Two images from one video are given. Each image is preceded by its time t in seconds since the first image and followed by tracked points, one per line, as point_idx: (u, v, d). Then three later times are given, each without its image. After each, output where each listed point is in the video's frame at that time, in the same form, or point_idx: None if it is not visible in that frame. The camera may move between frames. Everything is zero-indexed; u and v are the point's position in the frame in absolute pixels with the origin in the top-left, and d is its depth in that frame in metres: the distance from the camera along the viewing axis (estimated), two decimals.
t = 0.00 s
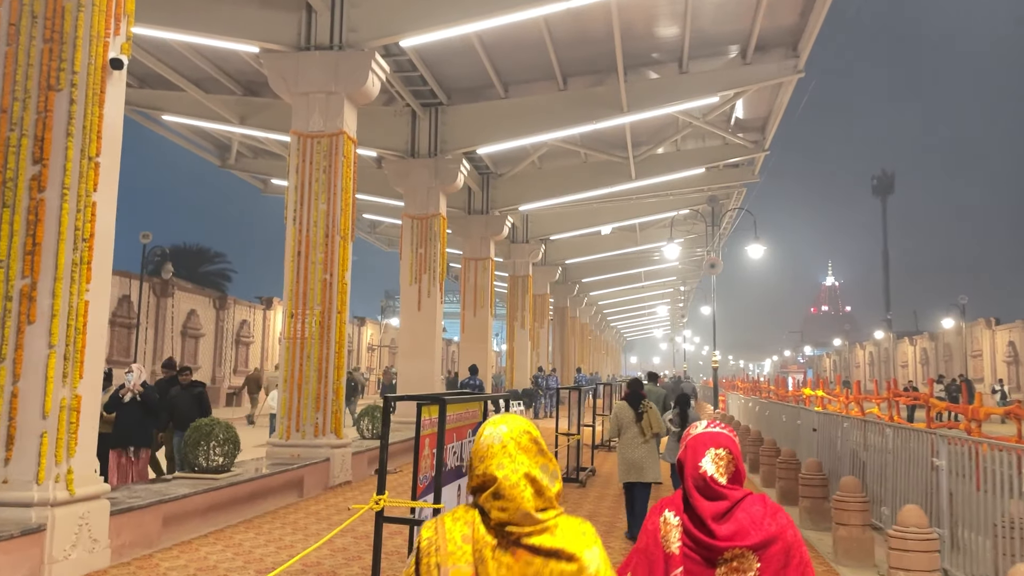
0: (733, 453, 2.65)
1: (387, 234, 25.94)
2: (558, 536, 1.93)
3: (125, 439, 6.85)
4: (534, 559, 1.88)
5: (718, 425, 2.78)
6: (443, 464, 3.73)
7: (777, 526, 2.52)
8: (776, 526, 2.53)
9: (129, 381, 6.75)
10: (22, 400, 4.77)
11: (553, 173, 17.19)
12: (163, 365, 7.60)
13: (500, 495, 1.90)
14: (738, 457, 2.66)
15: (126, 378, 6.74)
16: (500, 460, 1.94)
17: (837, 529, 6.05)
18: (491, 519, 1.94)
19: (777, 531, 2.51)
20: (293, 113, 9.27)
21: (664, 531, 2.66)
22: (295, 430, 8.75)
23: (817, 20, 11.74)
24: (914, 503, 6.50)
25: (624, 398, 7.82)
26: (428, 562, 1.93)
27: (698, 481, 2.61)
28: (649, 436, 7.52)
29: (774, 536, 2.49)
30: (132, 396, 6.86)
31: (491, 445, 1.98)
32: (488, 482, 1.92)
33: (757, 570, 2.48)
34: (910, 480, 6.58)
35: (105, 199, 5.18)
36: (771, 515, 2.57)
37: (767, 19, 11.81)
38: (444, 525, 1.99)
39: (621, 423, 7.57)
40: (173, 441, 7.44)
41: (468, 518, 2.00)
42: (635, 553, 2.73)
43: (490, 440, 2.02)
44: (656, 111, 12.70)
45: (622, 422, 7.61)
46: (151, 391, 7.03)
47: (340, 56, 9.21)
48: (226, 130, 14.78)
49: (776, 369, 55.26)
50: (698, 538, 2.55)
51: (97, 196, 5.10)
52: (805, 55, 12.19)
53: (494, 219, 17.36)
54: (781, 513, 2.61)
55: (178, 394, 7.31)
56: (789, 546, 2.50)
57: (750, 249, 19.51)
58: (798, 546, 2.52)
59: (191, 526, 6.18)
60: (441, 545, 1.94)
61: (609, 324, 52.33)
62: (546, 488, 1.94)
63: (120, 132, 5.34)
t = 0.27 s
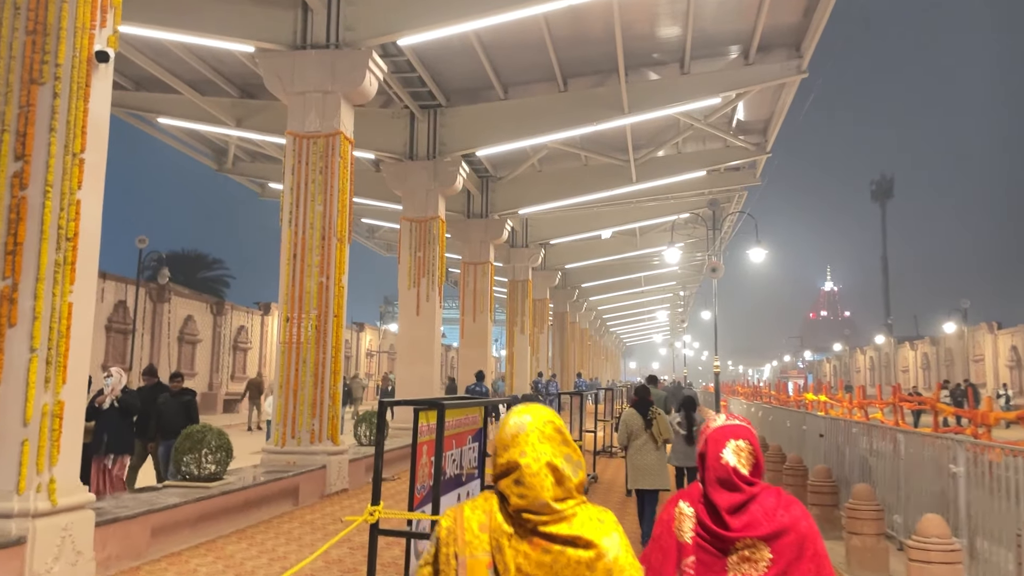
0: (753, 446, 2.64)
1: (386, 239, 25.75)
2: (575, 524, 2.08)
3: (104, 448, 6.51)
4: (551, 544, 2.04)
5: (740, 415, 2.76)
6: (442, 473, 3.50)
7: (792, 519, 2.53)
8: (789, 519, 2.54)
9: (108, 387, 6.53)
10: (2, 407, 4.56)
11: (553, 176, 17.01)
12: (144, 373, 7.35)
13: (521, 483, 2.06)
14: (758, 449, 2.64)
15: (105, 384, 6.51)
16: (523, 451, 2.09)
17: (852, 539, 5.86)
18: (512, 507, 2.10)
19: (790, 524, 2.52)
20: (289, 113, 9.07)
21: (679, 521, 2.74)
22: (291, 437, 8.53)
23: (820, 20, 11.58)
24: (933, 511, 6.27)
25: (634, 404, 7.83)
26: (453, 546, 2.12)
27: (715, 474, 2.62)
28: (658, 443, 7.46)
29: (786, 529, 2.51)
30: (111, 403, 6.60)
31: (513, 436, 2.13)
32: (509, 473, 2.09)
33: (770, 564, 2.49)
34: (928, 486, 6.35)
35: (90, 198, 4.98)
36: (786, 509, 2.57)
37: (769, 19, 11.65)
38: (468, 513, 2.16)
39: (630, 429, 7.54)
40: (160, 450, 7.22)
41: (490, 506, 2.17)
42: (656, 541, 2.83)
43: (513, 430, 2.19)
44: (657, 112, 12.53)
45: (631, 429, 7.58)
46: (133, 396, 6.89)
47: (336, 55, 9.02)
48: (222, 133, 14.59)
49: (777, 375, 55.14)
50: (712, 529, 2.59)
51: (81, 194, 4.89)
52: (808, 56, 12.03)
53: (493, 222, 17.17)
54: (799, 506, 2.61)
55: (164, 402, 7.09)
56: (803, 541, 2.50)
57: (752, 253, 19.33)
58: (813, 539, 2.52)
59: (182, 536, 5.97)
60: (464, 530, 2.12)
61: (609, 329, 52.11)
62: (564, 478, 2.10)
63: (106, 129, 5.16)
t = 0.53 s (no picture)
0: (778, 473, 2.80)
1: (380, 247, 25.54)
2: (604, 567, 2.16)
3: (69, 467, 6.28)
4: None
5: (764, 447, 2.93)
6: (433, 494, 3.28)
7: (815, 545, 2.63)
8: (813, 545, 2.65)
9: (81, 401, 6.60)
10: None
11: (549, 183, 16.84)
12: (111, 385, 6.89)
13: (555, 526, 2.17)
14: (783, 477, 2.80)
15: (78, 398, 6.59)
16: (558, 495, 2.19)
17: (861, 557, 5.68)
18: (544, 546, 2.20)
19: (814, 550, 2.63)
20: (278, 117, 8.86)
21: (704, 547, 2.81)
22: (280, 449, 8.30)
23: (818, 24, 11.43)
24: (949, 526, 6.01)
25: (636, 411, 7.74)
26: None
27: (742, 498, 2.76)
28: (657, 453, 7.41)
29: (811, 554, 2.61)
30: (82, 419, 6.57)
31: (549, 477, 2.23)
32: (544, 515, 2.20)
33: None
34: (942, 497, 6.11)
35: (66, 202, 4.77)
36: (808, 534, 2.69)
37: (767, 23, 11.50)
38: (501, 546, 2.27)
39: (630, 438, 7.54)
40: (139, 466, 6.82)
41: (523, 541, 2.27)
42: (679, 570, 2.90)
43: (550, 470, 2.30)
44: (654, 117, 12.35)
45: (631, 437, 7.58)
46: (105, 411, 6.67)
47: (327, 58, 8.82)
48: (212, 139, 14.39)
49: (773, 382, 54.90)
50: (738, 552, 2.68)
51: (56, 199, 4.68)
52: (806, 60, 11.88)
53: (488, 229, 16.96)
54: (820, 534, 2.73)
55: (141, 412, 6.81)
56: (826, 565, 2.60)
57: (749, 260, 19.16)
58: (835, 566, 2.62)
59: (164, 555, 5.75)
60: (496, 564, 2.23)
61: (605, 336, 51.85)
62: (595, 523, 2.19)
63: (84, 131, 4.95)
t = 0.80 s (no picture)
0: (779, 464, 2.75)
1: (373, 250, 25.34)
2: (622, 546, 2.13)
3: (36, 472, 6.15)
4: (602, 564, 2.09)
5: (760, 435, 2.85)
6: (412, 505, 3.03)
7: (819, 534, 2.64)
8: (817, 535, 2.66)
9: (53, 405, 6.33)
10: None
11: (543, 185, 16.67)
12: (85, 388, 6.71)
13: (575, 506, 2.10)
14: (782, 467, 2.75)
15: (49, 402, 6.32)
16: (577, 475, 2.11)
17: (864, 564, 5.48)
18: (565, 524, 2.13)
19: (819, 538, 2.64)
20: (265, 114, 8.67)
21: (710, 541, 2.71)
22: (266, 455, 8.09)
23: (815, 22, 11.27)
24: (955, 533, 5.80)
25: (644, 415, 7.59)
26: (506, 556, 2.14)
27: (749, 490, 2.68)
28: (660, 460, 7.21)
29: (818, 546, 2.61)
30: (52, 423, 6.31)
31: (565, 457, 2.14)
32: (563, 495, 2.12)
33: None
34: (948, 501, 5.89)
35: (35, 196, 4.56)
36: (812, 524, 2.69)
37: (763, 22, 11.35)
38: (521, 524, 2.18)
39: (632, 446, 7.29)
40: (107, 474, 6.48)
41: (542, 520, 2.18)
42: (681, 562, 2.78)
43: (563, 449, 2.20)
44: (648, 118, 12.18)
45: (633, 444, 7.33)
46: (75, 415, 6.35)
47: (315, 54, 8.64)
48: (201, 140, 14.19)
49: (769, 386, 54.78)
50: (748, 547, 2.63)
51: (24, 193, 4.47)
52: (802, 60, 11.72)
53: (481, 231, 16.77)
54: (818, 522, 2.75)
55: (109, 418, 6.50)
56: (832, 555, 2.62)
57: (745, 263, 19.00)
58: (836, 554, 2.65)
59: (140, 566, 5.53)
60: (517, 543, 2.14)
61: (600, 341, 51.68)
62: (615, 502, 2.14)
63: (55, 122, 4.75)
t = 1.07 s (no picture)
0: (763, 476, 2.73)
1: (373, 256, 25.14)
2: (609, 558, 2.18)
3: (9, 485, 6.02)
4: None
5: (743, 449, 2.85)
6: (393, 523, 2.81)
7: (804, 543, 2.59)
8: (801, 544, 2.60)
9: (24, 415, 6.17)
10: None
11: (542, 189, 16.47)
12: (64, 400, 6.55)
13: (563, 521, 2.16)
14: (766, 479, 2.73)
15: (21, 411, 6.17)
16: (566, 491, 2.18)
17: None
18: (554, 541, 2.18)
19: (803, 548, 2.58)
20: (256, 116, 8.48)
21: (696, 552, 2.65)
22: (257, 465, 7.87)
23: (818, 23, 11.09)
24: (969, 548, 5.57)
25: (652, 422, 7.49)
26: None
27: (736, 500, 2.65)
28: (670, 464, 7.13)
29: (802, 554, 2.56)
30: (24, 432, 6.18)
31: (552, 475, 2.21)
32: (549, 510, 2.19)
33: None
34: (964, 514, 5.64)
35: (6, 197, 4.35)
36: (796, 534, 2.64)
37: (765, 23, 11.17)
38: (511, 543, 2.22)
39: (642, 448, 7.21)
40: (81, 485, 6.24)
41: (531, 538, 2.23)
42: None
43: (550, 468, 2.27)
44: (649, 120, 11.99)
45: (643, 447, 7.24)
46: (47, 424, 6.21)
47: (306, 55, 8.46)
48: (196, 144, 14.02)
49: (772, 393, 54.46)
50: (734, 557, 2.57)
51: None
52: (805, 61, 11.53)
53: (480, 237, 16.58)
54: (804, 533, 2.69)
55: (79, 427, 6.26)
56: (817, 564, 2.56)
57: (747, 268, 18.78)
58: (821, 563, 2.59)
59: None
60: (508, 560, 2.19)
61: (602, 347, 51.41)
62: (600, 516, 2.20)
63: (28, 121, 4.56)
